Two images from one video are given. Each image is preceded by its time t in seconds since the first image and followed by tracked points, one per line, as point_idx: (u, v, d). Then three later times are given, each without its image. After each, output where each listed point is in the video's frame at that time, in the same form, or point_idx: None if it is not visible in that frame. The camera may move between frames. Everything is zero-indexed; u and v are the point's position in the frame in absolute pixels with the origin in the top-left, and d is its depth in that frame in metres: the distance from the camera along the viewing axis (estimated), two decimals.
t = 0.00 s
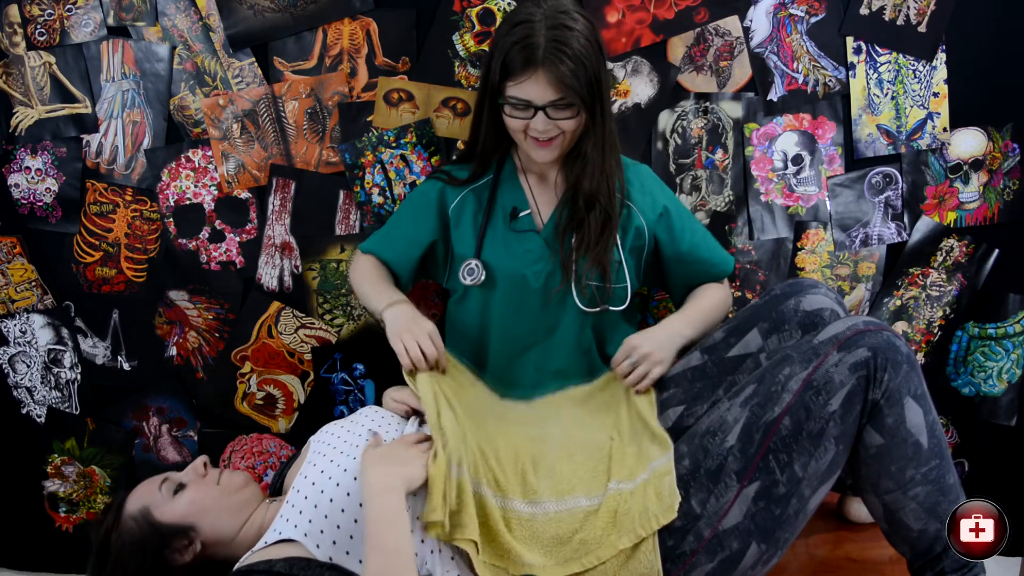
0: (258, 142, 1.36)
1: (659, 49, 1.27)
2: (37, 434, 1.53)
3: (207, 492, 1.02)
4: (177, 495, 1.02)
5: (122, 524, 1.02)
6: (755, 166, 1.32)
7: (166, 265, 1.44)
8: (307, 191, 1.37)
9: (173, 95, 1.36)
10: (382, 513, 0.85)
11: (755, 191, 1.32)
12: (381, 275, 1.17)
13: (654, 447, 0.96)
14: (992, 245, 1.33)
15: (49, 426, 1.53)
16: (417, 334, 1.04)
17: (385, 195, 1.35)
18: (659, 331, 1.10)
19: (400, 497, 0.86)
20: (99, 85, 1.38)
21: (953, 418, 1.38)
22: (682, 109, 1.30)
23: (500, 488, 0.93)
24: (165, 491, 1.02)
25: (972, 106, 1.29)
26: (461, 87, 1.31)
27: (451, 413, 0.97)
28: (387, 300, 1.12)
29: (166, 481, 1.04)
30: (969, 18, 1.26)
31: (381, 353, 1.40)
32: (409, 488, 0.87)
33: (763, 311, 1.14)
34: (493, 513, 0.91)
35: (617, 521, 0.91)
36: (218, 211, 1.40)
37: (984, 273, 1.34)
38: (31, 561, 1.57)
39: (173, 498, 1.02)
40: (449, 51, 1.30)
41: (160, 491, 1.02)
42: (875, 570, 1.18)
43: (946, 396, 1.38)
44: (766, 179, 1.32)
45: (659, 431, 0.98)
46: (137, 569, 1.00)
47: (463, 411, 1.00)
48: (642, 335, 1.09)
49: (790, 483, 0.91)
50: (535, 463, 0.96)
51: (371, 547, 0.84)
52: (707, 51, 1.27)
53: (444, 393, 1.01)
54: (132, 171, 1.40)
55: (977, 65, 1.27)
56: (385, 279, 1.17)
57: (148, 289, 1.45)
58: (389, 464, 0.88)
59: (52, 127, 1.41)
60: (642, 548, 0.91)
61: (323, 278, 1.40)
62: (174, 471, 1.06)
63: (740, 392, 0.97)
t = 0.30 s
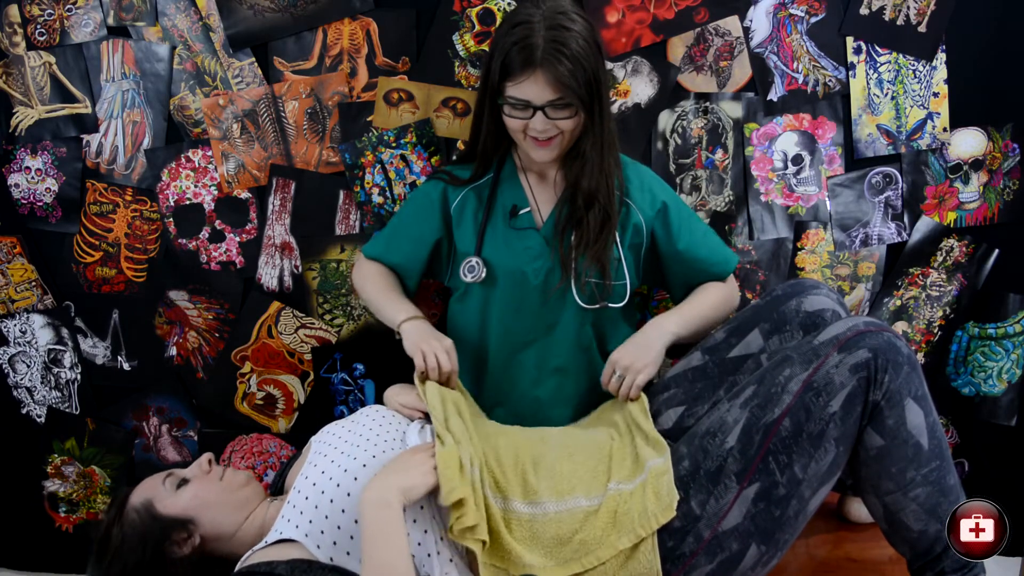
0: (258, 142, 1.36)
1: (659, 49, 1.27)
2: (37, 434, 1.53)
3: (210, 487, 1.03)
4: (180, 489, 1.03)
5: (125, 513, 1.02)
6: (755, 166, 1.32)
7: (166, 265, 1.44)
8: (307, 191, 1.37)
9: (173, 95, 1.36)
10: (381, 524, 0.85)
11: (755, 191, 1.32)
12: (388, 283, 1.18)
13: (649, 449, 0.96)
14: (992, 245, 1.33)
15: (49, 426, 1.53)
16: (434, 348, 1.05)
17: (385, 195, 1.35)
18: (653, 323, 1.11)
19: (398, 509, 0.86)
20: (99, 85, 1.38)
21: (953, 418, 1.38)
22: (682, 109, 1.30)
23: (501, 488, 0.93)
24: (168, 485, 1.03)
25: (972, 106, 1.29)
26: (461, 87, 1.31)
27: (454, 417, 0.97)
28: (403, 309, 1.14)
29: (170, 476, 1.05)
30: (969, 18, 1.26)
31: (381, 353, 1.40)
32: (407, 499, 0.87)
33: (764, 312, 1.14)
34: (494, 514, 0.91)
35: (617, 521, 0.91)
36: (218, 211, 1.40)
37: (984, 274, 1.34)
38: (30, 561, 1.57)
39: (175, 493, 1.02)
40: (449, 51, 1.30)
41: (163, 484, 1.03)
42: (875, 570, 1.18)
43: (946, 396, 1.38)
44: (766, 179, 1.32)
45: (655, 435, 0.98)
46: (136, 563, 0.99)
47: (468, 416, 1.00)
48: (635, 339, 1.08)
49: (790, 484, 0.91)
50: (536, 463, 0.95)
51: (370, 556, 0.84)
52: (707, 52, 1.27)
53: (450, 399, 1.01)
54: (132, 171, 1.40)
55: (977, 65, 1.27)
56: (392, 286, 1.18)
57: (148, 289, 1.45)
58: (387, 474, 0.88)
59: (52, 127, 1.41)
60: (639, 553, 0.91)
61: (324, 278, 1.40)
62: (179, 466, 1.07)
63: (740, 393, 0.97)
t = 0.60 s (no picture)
0: (258, 142, 1.36)
1: (659, 49, 1.27)
2: (37, 434, 1.53)
3: (203, 518, 1.04)
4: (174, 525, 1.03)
5: (119, 551, 1.03)
6: (755, 166, 1.32)
7: (166, 265, 1.44)
8: (306, 191, 1.37)
9: (173, 95, 1.36)
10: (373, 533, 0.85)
11: (755, 191, 1.32)
12: (406, 293, 1.21)
13: (649, 450, 0.96)
14: (993, 245, 1.33)
15: (49, 426, 1.53)
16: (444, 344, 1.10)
17: (384, 195, 1.35)
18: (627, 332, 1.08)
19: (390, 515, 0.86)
20: (99, 85, 1.38)
21: (953, 418, 1.38)
22: (682, 109, 1.30)
23: (499, 490, 0.92)
24: (160, 520, 1.03)
25: (972, 106, 1.29)
26: (461, 87, 1.31)
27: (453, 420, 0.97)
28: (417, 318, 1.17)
29: (159, 508, 1.04)
30: (969, 18, 1.26)
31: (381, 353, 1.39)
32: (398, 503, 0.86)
33: (765, 313, 1.14)
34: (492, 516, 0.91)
35: (618, 522, 0.91)
36: (218, 211, 1.40)
37: (984, 274, 1.34)
38: (31, 562, 1.58)
39: (169, 528, 1.03)
40: (448, 51, 1.30)
41: (155, 522, 1.03)
42: (875, 570, 1.18)
43: (946, 396, 1.38)
44: (766, 179, 1.32)
45: (653, 440, 0.98)
46: None
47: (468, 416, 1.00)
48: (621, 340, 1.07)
49: (790, 485, 0.91)
50: (535, 465, 0.95)
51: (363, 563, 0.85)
52: (707, 52, 1.27)
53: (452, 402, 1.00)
54: (132, 171, 1.40)
55: (977, 65, 1.27)
56: (411, 296, 1.20)
57: (148, 289, 1.45)
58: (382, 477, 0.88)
59: (52, 127, 1.41)
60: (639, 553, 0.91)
61: (323, 278, 1.40)
62: (165, 492, 1.06)
63: (740, 394, 0.97)
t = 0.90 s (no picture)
0: (258, 142, 1.36)
1: (659, 49, 1.27)
2: (37, 435, 1.53)
3: (213, 554, 1.09)
4: (183, 564, 1.08)
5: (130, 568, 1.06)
6: (755, 166, 1.32)
7: (166, 265, 1.44)
8: (307, 191, 1.37)
9: (173, 95, 1.36)
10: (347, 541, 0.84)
11: (755, 191, 1.32)
12: (431, 309, 1.23)
13: (646, 451, 0.96)
14: (992, 245, 1.33)
15: (49, 426, 1.53)
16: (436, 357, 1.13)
17: (385, 195, 1.35)
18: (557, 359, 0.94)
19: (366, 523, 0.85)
20: (99, 85, 1.38)
21: (953, 418, 1.38)
22: (682, 109, 1.30)
23: (495, 490, 0.92)
24: (168, 560, 1.08)
25: (972, 106, 1.29)
26: (460, 87, 1.31)
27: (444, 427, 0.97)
28: (432, 329, 1.20)
29: (165, 549, 1.08)
30: (969, 18, 1.26)
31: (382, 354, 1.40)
32: (370, 508, 0.85)
33: (766, 313, 1.15)
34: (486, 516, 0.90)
35: (617, 522, 0.90)
36: (218, 211, 1.40)
37: (984, 274, 1.34)
38: (30, 562, 1.57)
39: (181, 567, 1.08)
40: (449, 51, 1.30)
41: (165, 566, 1.08)
42: (875, 570, 1.18)
43: (946, 396, 1.38)
44: (766, 179, 1.32)
45: (650, 439, 0.97)
46: None
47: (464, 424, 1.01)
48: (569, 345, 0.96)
49: (789, 485, 0.91)
50: (535, 465, 0.94)
51: (344, 567, 0.84)
52: (707, 52, 1.27)
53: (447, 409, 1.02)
54: (132, 171, 1.40)
55: (977, 65, 1.27)
56: (438, 316, 1.23)
57: (148, 289, 1.45)
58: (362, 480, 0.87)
59: (52, 127, 1.41)
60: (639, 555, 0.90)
61: (323, 278, 1.40)
62: (167, 533, 1.08)
63: (740, 394, 0.97)
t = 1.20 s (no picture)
0: (258, 142, 1.36)
1: (659, 49, 1.27)
2: (37, 435, 1.53)
3: (219, 558, 1.11)
4: (188, 569, 1.09)
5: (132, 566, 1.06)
6: (755, 166, 1.32)
7: (166, 265, 1.44)
8: (307, 191, 1.37)
9: (173, 95, 1.36)
10: (339, 544, 0.84)
11: (755, 191, 1.32)
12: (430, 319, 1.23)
13: (646, 452, 0.96)
14: (993, 245, 1.33)
15: (49, 426, 1.53)
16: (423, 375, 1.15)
17: (385, 195, 1.35)
18: (531, 375, 0.93)
19: (359, 524, 0.85)
20: (99, 85, 1.38)
21: (953, 418, 1.38)
22: (682, 109, 1.30)
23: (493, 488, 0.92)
24: (173, 565, 1.09)
25: (972, 106, 1.29)
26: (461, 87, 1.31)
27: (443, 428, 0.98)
28: (426, 343, 1.21)
29: (169, 555, 1.09)
30: (969, 18, 1.26)
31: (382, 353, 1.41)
32: (363, 508, 0.85)
33: (765, 313, 1.14)
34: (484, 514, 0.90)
35: (616, 521, 0.90)
36: (218, 211, 1.40)
37: (984, 274, 1.34)
38: (30, 562, 1.58)
39: (186, 571, 1.09)
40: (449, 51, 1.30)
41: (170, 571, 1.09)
42: (875, 570, 1.18)
43: (946, 396, 1.38)
44: (766, 179, 1.32)
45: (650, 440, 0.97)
46: None
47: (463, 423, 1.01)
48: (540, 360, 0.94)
49: (789, 485, 0.91)
50: (533, 464, 0.95)
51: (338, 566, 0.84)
52: (707, 51, 1.27)
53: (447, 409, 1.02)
54: (132, 171, 1.40)
55: (977, 65, 1.27)
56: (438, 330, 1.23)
57: (148, 289, 1.45)
58: (353, 481, 0.87)
59: (52, 127, 1.41)
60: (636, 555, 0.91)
61: (323, 278, 1.40)
62: (171, 539, 1.09)
63: (740, 394, 0.97)
